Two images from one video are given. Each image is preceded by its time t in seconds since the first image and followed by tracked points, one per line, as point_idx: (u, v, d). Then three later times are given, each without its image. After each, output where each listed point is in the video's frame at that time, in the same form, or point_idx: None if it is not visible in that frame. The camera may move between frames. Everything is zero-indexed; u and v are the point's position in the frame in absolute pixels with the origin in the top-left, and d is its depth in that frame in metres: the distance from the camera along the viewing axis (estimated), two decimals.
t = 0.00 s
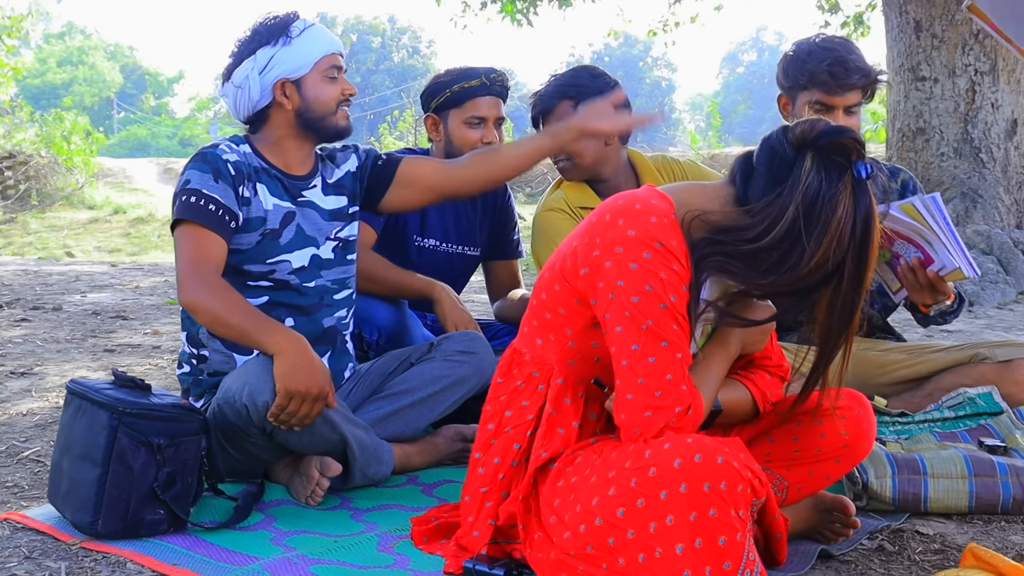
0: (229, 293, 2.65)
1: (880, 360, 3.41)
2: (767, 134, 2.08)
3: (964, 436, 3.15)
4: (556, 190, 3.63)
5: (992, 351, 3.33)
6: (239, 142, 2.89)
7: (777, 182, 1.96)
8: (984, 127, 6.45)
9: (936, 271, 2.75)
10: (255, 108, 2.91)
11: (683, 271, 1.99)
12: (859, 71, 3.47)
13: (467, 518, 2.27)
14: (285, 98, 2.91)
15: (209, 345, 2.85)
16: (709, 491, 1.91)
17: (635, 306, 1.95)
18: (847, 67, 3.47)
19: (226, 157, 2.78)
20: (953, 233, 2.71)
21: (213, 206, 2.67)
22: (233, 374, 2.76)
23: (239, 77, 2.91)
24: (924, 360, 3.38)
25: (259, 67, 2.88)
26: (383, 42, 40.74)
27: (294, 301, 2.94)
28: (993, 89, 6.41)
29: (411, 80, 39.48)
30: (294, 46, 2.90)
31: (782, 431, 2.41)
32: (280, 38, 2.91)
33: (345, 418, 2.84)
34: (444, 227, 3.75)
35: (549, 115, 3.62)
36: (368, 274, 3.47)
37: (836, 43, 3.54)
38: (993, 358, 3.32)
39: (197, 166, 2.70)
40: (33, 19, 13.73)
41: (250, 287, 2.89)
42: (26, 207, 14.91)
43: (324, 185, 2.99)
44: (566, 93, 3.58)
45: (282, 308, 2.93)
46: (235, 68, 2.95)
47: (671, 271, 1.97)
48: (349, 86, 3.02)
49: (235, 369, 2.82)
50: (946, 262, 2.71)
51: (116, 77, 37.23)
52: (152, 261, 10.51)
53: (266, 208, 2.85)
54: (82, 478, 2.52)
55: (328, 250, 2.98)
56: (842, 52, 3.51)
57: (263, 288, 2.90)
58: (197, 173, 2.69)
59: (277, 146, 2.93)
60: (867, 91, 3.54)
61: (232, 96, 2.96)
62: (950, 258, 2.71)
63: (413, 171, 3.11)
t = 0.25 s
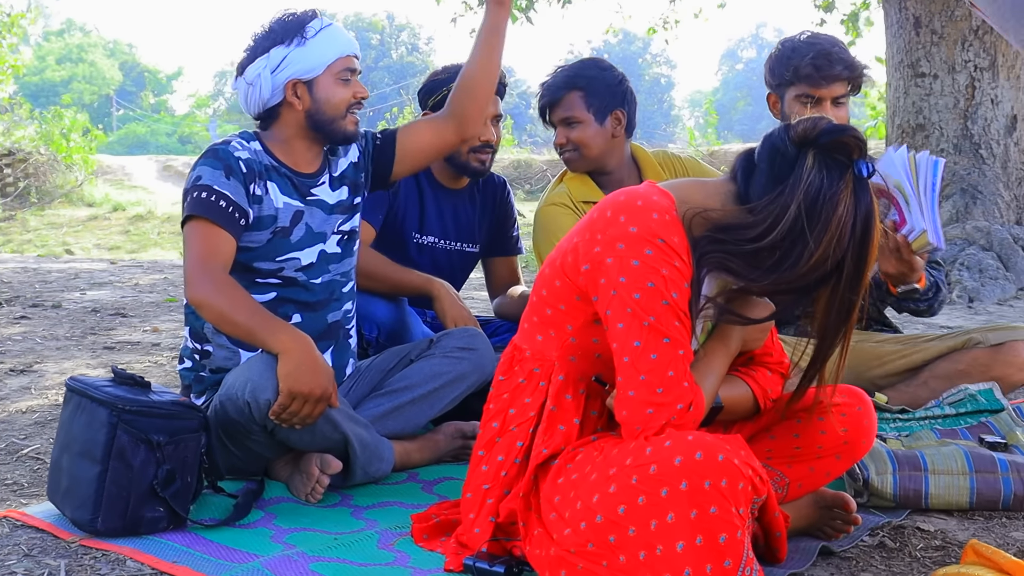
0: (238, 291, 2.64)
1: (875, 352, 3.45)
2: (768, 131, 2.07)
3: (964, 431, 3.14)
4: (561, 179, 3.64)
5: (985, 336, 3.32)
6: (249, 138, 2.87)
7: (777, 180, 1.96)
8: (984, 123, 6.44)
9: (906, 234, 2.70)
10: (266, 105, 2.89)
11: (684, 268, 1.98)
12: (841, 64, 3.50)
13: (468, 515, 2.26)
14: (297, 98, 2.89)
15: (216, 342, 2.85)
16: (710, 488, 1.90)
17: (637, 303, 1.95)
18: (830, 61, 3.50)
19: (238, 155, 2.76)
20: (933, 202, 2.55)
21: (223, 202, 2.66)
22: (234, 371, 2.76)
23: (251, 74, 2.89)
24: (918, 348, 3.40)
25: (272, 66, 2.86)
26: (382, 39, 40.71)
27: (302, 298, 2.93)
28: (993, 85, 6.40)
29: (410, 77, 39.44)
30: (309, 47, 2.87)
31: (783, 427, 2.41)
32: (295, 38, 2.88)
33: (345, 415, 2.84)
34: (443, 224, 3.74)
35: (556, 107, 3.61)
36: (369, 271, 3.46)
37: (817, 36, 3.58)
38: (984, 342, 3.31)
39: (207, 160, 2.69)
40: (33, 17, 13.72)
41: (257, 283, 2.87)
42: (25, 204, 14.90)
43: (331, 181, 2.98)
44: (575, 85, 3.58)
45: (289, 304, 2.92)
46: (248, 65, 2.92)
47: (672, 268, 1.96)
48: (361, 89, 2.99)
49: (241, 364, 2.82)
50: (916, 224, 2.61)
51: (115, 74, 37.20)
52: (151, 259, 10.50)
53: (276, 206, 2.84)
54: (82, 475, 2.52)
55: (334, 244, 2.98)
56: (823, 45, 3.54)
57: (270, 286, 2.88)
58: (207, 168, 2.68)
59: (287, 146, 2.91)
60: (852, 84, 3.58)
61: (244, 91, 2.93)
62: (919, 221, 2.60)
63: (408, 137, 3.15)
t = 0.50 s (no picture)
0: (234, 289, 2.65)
1: (873, 345, 3.46)
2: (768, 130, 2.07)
3: (964, 432, 3.14)
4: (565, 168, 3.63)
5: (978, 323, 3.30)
6: (240, 139, 2.89)
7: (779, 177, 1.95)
8: (984, 120, 6.43)
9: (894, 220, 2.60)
10: (254, 105, 2.91)
11: (685, 266, 1.98)
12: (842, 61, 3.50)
13: (468, 513, 2.26)
14: (284, 96, 2.91)
15: (210, 341, 2.85)
16: (711, 487, 1.90)
17: (638, 301, 1.94)
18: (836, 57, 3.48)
19: (226, 155, 2.78)
20: (927, 189, 2.60)
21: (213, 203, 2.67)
22: (232, 369, 2.75)
23: (238, 75, 2.92)
24: (916, 340, 3.40)
25: (258, 65, 2.89)
26: (382, 37, 40.69)
27: (294, 297, 2.93)
28: (993, 82, 6.39)
29: (410, 75, 39.42)
30: (294, 45, 2.90)
31: (783, 425, 2.41)
32: (279, 36, 2.92)
33: (345, 412, 2.83)
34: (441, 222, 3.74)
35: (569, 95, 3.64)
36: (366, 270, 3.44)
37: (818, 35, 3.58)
38: (977, 328, 3.29)
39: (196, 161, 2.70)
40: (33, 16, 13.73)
41: (248, 283, 2.86)
42: (25, 203, 14.89)
43: (324, 184, 2.98)
44: (586, 68, 3.59)
45: (283, 303, 2.91)
46: (235, 66, 2.95)
47: (673, 266, 1.96)
48: (349, 85, 3.01)
49: (235, 364, 2.82)
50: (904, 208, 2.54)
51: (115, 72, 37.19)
52: (151, 257, 10.49)
53: (266, 206, 2.84)
54: (81, 474, 2.51)
55: (327, 249, 2.96)
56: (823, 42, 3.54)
57: (263, 286, 2.88)
58: (197, 168, 2.69)
59: (275, 146, 2.91)
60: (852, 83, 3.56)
61: (232, 93, 2.96)
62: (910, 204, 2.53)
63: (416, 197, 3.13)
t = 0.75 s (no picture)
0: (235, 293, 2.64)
1: (867, 336, 3.42)
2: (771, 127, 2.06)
3: (966, 435, 3.22)
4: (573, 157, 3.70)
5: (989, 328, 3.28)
6: (246, 141, 2.88)
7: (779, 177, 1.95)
8: (984, 118, 6.42)
9: (938, 216, 2.68)
10: (262, 107, 2.90)
11: (685, 265, 1.98)
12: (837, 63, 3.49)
13: (469, 513, 2.26)
14: (293, 97, 2.91)
15: (212, 342, 2.84)
16: (712, 487, 1.90)
17: (638, 301, 1.94)
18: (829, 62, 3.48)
19: (231, 158, 2.77)
20: (972, 178, 2.65)
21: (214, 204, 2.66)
22: (233, 371, 2.75)
23: (245, 77, 2.91)
24: (910, 331, 3.33)
25: (266, 66, 2.89)
26: (382, 36, 40.69)
27: (297, 299, 2.93)
28: (993, 80, 6.39)
29: (410, 73, 39.40)
30: (302, 46, 2.92)
31: (784, 424, 2.41)
32: (286, 38, 2.93)
33: (345, 414, 2.83)
34: (441, 220, 3.72)
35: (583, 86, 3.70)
36: (369, 270, 3.44)
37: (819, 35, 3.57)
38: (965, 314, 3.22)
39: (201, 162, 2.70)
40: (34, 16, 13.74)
41: (250, 285, 2.86)
42: (25, 202, 14.88)
43: (331, 190, 2.98)
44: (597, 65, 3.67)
45: (285, 306, 2.91)
46: (242, 68, 2.95)
47: (674, 266, 1.96)
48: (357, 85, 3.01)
49: (236, 365, 2.81)
50: (955, 205, 2.64)
51: (115, 71, 37.17)
52: (152, 257, 10.49)
53: (271, 209, 2.83)
54: (82, 474, 2.51)
55: (332, 254, 2.96)
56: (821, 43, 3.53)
57: (266, 287, 2.88)
58: (200, 170, 2.69)
59: (283, 147, 2.91)
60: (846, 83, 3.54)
61: (239, 95, 2.94)
62: (961, 199, 2.63)
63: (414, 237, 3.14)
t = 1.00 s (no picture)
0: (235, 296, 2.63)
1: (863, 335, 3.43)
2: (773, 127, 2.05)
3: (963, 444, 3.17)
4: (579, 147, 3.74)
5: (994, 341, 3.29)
6: (259, 142, 2.88)
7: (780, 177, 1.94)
8: (984, 117, 6.42)
9: (981, 234, 2.86)
10: (280, 108, 2.88)
11: (686, 265, 1.98)
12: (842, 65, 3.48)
13: (470, 513, 2.25)
14: (310, 99, 2.89)
15: (218, 342, 2.83)
16: (713, 487, 1.90)
17: (640, 301, 1.94)
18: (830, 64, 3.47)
19: (245, 160, 2.76)
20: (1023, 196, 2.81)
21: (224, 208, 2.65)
22: (235, 372, 2.75)
23: (263, 78, 2.89)
24: (907, 329, 3.35)
25: (284, 68, 2.87)
26: (382, 36, 40.69)
27: (305, 302, 2.93)
28: (993, 79, 6.39)
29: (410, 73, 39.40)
30: (321, 47, 2.89)
31: (786, 424, 2.40)
32: (305, 39, 2.90)
33: (346, 416, 2.82)
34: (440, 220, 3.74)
35: (598, 81, 3.74)
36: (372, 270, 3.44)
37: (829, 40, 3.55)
38: (961, 309, 3.24)
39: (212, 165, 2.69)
40: (35, 17, 13.74)
41: (259, 287, 2.86)
42: (25, 203, 14.87)
43: (341, 190, 2.96)
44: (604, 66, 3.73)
45: (292, 308, 2.91)
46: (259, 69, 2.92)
47: (674, 266, 1.96)
48: (374, 88, 3.01)
49: (241, 365, 2.80)
50: (1001, 224, 2.81)
51: (115, 71, 37.17)
52: (151, 257, 10.48)
53: (282, 213, 2.83)
54: (83, 474, 2.51)
55: (341, 258, 2.96)
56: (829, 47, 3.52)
57: (273, 289, 2.88)
58: (211, 173, 2.68)
59: (298, 148, 2.90)
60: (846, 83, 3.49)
61: (256, 96, 2.93)
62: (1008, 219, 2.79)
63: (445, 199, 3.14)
